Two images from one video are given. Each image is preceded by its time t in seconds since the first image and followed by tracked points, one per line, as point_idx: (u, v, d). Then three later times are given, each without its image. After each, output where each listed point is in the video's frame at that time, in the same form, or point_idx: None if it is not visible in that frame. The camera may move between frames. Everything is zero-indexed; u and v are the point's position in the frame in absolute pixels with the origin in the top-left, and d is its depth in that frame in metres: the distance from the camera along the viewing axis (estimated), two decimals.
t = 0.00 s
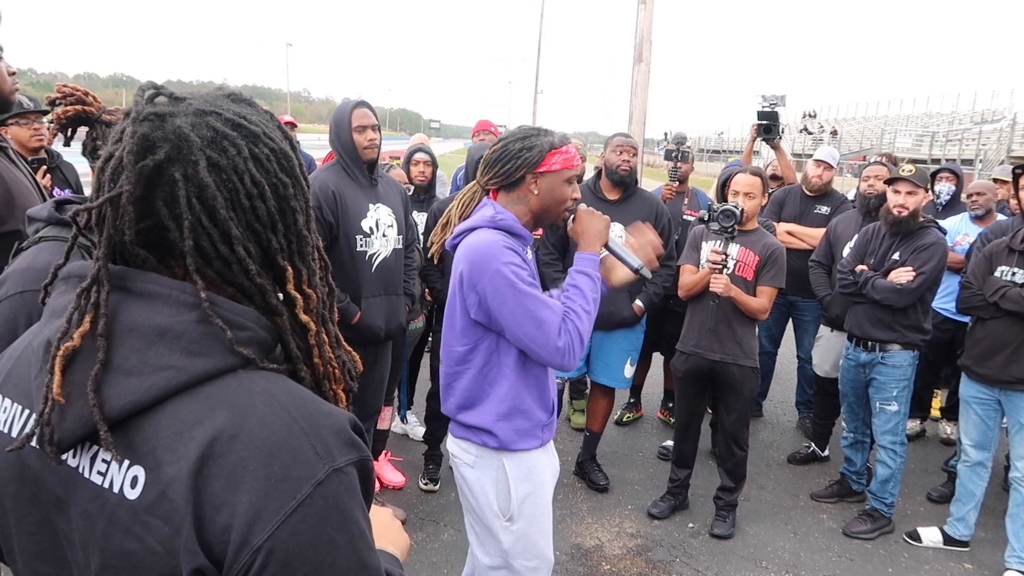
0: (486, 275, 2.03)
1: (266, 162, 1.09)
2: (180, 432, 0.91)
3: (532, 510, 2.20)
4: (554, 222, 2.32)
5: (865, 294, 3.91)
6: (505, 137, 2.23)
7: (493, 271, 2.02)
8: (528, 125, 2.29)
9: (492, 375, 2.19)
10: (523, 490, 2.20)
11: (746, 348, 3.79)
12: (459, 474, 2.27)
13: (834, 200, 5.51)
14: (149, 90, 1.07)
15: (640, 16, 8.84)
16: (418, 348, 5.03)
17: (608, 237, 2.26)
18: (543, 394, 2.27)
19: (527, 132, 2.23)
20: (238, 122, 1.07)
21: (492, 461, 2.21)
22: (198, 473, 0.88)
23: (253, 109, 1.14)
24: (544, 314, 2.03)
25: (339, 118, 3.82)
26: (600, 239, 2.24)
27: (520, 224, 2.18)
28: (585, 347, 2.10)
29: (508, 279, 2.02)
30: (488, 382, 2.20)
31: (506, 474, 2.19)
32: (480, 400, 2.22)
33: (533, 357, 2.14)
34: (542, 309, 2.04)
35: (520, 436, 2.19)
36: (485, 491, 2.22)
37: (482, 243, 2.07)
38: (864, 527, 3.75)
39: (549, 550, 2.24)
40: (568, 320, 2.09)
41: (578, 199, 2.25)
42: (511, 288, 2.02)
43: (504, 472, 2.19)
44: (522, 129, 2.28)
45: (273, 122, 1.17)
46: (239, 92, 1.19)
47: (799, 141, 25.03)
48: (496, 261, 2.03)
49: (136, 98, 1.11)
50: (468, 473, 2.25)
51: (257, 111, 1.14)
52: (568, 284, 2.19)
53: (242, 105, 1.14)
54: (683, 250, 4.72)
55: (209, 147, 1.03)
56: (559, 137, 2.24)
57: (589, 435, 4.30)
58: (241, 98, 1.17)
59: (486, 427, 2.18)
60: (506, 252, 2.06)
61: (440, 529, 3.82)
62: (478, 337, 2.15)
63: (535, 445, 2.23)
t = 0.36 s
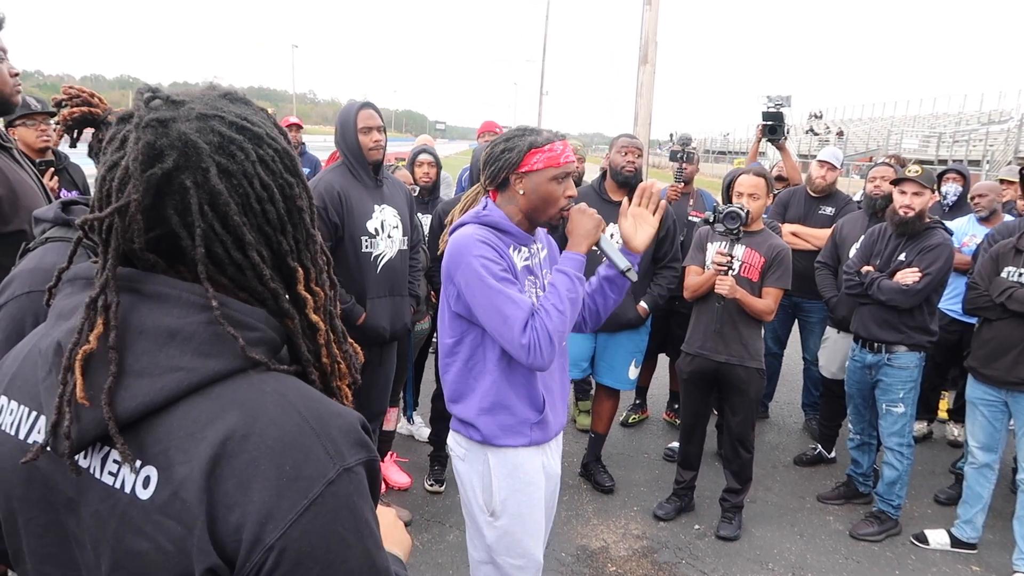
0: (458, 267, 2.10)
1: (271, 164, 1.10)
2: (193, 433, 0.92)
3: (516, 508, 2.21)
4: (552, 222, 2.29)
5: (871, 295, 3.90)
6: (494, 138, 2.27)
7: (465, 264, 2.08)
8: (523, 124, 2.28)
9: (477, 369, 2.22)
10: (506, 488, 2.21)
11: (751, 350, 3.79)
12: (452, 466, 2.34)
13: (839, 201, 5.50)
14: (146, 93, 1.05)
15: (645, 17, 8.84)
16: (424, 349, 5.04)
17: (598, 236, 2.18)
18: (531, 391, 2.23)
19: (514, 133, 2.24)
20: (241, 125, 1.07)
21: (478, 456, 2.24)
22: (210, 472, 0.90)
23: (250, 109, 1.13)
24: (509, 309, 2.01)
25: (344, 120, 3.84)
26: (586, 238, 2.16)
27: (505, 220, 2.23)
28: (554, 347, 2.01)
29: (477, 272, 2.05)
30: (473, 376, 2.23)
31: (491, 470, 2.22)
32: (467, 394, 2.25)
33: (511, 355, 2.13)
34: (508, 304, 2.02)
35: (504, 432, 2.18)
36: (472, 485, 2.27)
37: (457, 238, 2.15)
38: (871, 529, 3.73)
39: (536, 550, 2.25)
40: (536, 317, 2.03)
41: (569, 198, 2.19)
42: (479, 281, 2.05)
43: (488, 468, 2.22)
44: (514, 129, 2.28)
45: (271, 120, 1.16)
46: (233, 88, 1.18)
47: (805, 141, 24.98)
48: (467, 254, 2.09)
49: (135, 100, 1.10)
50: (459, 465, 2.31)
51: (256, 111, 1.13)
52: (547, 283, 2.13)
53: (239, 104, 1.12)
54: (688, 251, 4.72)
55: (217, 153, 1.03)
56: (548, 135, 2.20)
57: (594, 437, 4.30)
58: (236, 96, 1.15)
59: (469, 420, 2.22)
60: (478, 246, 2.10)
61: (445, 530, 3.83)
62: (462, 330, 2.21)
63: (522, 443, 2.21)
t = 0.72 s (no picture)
0: (455, 265, 2.16)
1: (281, 168, 1.11)
2: (204, 436, 0.93)
3: (506, 508, 2.20)
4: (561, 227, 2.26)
5: (878, 295, 3.89)
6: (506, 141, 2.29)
7: (461, 261, 2.13)
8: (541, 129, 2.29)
9: (472, 367, 2.25)
10: (497, 487, 2.21)
11: (758, 350, 3.78)
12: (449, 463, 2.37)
13: (847, 201, 5.48)
14: (154, 97, 1.06)
15: (650, 17, 8.83)
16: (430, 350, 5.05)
17: (599, 245, 2.12)
18: (527, 394, 2.24)
19: (526, 137, 2.24)
20: (251, 129, 1.08)
21: (472, 454, 2.27)
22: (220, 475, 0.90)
23: (258, 110, 1.14)
24: (496, 308, 2.02)
25: (350, 121, 3.86)
26: (586, 247, 2.10)
27: (510, 220, 2.25)
28: (539, 351, 1.98)
29: (471, 270, 2.09)
30: (468, 374, 2.26)
31: (483, 468, 2.23)
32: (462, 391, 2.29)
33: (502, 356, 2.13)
34: (497, 304, 2.03)
35: (496, 432, 2.20)
36: (466, 482, 2.29)
37: (458, 235, 2.21)
38: (879, 530, 3.72)
39: (527, 553, 2.23)
40: (524, 320, 2.01)
41: (576, 205, 2.17)
42: (473, 279, 2.08)
43: (481, 466, 2.24)
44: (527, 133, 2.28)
45: (278, 121, 1.17)
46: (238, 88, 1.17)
47: (810, 141, 24.90)
48: (463, 251, 2.14)
49: (144, 103, 1.10)
50: (455, 462, 2.34)
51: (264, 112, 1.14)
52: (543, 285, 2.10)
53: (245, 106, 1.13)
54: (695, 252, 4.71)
55: (228, 158, 1.04)
56: (559, 141, 2.19)
57: (601, 437, 4.30)
58: (244, 97, 1.15)
59: (463, 417, 2.25)
60: (476, 244, 2.14)
61: (451, 531, 3.83)
62: (461, 326, 2.26)
63: (514, 444, 2.20)
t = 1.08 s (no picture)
0: (479, 275, 2.09)
1: (295, 172, 1.11)
2: (222, 436, 0.93)
3: (526, 519, 2.21)
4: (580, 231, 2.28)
5: (885, 297, 3.88)
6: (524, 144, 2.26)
7: (485, 271, 2.07)
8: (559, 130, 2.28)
9: (490, 377, 2.22)
10: (518, 497, 2.21)
11: (764, 352, 3.77)
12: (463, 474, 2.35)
13: (854, 202, 5.46)
14: (167, 98, 1.05)
15: (656, 17, 8.83)
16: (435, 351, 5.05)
17: (625, 252, 2.17)
18: (546, 403, 2.23)
19: (548, 138, 2.23)
20: (266, 132, 1.07)
21: (490, 464, 2.25)
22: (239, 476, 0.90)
23: (273, 111, 1.13)
24: (528, 321, 1.99)
25: (356, 121, 3.86)
26: (616, 253, 2.14)
27: (531, 227, 2.22)
28: (574, 362, 1.99)
29: (496, 280, 2.03)
30: (486, 384, 2.24)
31: (503, 479, 2.22)
32: (479, 402, 2.26)
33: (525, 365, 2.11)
34: (528, 316, 2.00)
35: (518, 442, 2.18)
36: (483, 493, 2.28)
37: (479, 243, 2.14)
38: (885, 534, 3.70)
39: (546, 563, 2.24)
40: (556, 332, 2.00)
41: (601, 210, 2.19)
42: (500, 291, 2.03)
43: (500, 477, 2.22)
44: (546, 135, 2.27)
45: (294, 122, 1.17)
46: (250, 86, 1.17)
47: (815, 142, 24.83)
48: (489, 261, 2.08)
49: (157, 104, 1.09)
50: (470, 472, 2.32)
51: (279, 113, 1.14)
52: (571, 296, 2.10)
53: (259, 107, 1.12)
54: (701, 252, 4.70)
55: (241, 163, 1.04)
56: (582, 144, 2.21)
57: (606, 438, 4.29)
58: (260, 97, 1.15)
59: (482, 428, 2.22)
60: (500, 253, 2.09)
61: (456, 532, 3.83)
62: (478, 336, 2.21)
63: (534, 454, 2.20)
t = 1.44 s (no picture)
0: (540, 288, 1.99)
1: (315, 184, 1.11)
2: (237, 435, 0.93)
3: (561, 530, 2.23)
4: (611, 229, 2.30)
5: (891, 296, 3.87)
6: (562, 142, 2.21)
7: (550, 283, 1.98)
8: (586, 127, 2.25)
9: (529, 389, 2.16)
10: (555, 509, 2.22)
11: (769, 352, 3.76)
12: (490, 490, 2.27)
13: (860, 202, 5.45)
14: (187, 107, 1.05)
15: (660, 17, 8.82)
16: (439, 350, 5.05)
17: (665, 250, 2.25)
18: (582, 411, 2.25)
19: (587, 135, 2.19)
20: (285, 143, 1.07)
21: (525, 479, 2.21)
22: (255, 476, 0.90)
23: (293, 117, 1.12)
24: (599, 334, 1.99)
25: (361, 120, 3.87)
26: (657, 252, 2.22)
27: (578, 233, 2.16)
28: (636, 369, 2.08)
29: (565, 293, 1.97)
30: (526, 398, 2.17)
31: (541, 492, 2.20)
32: (517, 415, 2.19)
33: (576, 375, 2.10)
34: (596, 328, 2.00)
35: (560, 455, 2.17)
36: (515, 508, 2.23)
37: (537, 251, 2.02)
38: (891, 534, 3.70)
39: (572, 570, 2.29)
40: (622, 340, 2.04)
41: (639, 207, 2.22)
42: (567, 303, 1.97)
43: (538, 491, 2.21)
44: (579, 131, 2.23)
45: (313, 128, 1.16)
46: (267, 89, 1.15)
47: (818, 142, 24.76)
48: (554, 273, 1.98)
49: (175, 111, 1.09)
50: (498, 488, 2.25)
51: (298, 119, 1.13)
52: (624, 301, 2.16)
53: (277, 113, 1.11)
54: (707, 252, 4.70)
55: (261, 176, 1.03)
56: (618, 139, 2.21)
57: (611, 438, 4.29)
58: (279, 101, 1.13)
59: (525, 443, 2.16)
60: (564, 264, 2.02)
61: (460, 532, 3.83)
62: (520, 349, 2.12)
63: (570, 465, 2.22)
